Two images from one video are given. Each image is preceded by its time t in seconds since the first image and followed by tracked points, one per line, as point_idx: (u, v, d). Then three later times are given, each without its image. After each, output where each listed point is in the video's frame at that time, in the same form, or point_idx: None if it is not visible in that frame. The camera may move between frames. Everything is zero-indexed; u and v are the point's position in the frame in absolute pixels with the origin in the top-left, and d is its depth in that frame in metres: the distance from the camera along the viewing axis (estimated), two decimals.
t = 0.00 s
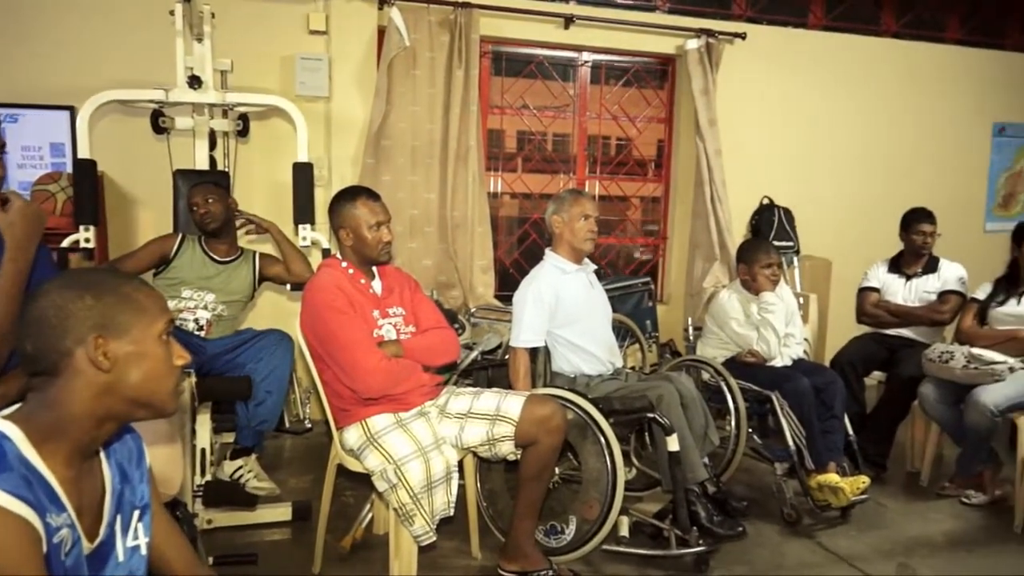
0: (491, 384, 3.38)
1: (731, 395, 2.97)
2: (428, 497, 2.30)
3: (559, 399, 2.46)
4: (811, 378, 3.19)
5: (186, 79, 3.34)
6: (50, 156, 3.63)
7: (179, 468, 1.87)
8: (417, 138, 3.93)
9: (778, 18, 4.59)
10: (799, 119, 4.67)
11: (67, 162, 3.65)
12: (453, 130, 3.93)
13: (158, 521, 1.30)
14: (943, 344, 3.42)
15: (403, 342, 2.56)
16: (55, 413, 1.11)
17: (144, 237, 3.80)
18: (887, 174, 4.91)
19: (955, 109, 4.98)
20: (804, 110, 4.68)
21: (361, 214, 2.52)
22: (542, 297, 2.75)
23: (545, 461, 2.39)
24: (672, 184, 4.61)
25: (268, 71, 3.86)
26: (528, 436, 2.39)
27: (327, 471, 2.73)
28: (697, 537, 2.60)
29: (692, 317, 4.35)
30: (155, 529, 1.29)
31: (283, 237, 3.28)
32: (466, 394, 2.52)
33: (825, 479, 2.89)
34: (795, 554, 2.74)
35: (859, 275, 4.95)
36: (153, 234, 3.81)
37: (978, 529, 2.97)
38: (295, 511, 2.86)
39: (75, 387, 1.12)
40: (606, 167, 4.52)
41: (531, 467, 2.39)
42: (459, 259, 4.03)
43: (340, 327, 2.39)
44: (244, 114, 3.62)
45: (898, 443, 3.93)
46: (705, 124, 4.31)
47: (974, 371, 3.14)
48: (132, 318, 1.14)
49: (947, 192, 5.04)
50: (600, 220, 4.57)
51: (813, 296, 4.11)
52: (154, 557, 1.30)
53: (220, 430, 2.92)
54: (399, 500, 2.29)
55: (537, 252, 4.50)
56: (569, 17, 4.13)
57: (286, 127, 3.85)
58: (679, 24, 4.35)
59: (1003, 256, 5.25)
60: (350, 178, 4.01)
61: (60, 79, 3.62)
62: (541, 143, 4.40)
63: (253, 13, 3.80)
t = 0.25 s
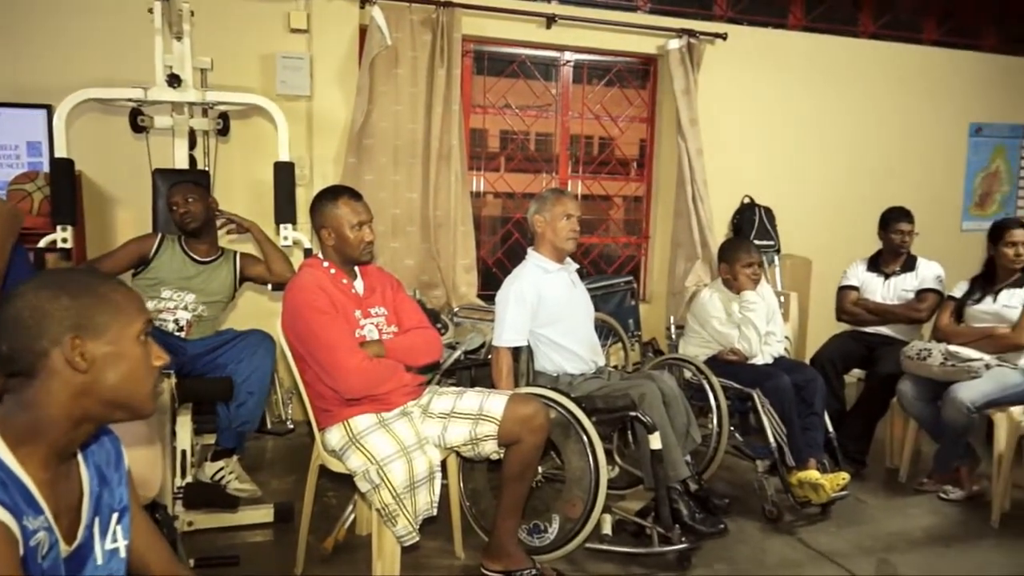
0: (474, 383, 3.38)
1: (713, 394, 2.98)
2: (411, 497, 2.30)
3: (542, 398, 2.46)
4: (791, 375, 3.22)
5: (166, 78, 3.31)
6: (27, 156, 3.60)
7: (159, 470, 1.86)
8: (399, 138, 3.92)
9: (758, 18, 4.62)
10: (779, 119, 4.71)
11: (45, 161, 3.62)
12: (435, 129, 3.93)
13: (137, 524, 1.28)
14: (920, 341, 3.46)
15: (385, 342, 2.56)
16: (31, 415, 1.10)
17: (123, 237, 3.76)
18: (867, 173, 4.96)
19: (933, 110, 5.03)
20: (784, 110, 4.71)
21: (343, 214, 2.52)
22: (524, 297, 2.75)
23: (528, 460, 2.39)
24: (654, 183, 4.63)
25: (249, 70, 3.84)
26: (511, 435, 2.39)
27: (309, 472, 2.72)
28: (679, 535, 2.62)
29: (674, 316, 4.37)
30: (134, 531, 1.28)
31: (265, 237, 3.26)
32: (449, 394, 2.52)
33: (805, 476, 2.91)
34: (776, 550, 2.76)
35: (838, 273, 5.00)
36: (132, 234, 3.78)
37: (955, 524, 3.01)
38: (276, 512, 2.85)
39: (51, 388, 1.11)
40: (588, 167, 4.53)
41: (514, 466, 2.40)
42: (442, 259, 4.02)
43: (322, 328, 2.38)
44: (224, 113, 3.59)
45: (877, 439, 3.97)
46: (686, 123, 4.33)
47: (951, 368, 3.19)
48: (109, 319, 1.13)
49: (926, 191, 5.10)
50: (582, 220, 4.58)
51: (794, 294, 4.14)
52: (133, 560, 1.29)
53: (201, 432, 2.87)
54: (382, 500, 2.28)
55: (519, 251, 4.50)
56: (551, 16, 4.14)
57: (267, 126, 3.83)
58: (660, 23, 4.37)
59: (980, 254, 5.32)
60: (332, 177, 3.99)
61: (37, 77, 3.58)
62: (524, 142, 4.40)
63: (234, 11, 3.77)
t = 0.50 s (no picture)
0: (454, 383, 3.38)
1: (691, 392, 3.00)
2: (391, 497, 2.29)
3: (521, 397, 2.46)
4: (769, 373, 3.24)
5: (140, 75, 3.27)
6: None
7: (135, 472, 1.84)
8: (377, 136, 3.90)
9: (735, 19, 4.68)
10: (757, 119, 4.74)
11: (18, 159, 3.58)
12: (414, 128, 3.91)
13: (112, 527, 1.27)
14: (895, 339, 3.51)
15: (364, 342, 2.54)
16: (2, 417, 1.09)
17: (98, 237, 3.72)
18: (843, 173, 5.01)
19: (908, 110, 5.10)
20: (762, 109, 4.74)
21: (321, 213, 2.50)
22: (504, 296, 2.75)
23: (508, 459, 2.39)
24: (633, 183, 4.65)
25: (225, 68, 3.80)
26: (491, 435, 2.39)
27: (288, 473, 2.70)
28: (658, 532, 2.63)
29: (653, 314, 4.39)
30: (110, 535, 1.26)
31: (242, 237, 3.23)
32: (429, 394, 2.51)
33: (783, 472, 2.93)
34: (754, 546, 2.79)
35: (815, 272, 5.04)
36: (107, 234, 3.73)
37: (929, 519, 3.05)
38: (254, 513, 2.83)
39: (22, 389, 1.09)
40: (567, 166, 4.54)
41: (494, 465, 2.39)
42: (421, 258, 4.01)
43: (300, 328, 2.36)
44: (200, 111, 3.53)
45: (853, 436, 4.01)
46: (665, 122, 4.35)
47: (926, 365, 3.24)
48: (81, 320, 1.12)
49: (900, 191, 5.17)
50: (561, 219, 4.58)
51: (771, 293, 4.18)
52: (109, 565, 1.27)
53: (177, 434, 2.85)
54: (361, 501, 2.27)
55: (499, 250, 4.50)
56: (530, 15, 4.14)
57: (243, 124, 3.80)
58: (638, 23, 4.39)
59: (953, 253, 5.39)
60: (310, 176, 3.97)
61: (8, 74, 3.53)
62: (503, 142, 4.40)
63: (209, 9, 3.74)
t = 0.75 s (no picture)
0: (437, 382, 3.38)
1: (673, 390, 3.02)
2: (373, 497, 2.28)
3: (504, 397, 2.46)
4: (749, 371, 3.26)
5: (118, 74, 3.24)
6: None
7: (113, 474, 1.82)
8: (358, 136, 3.88)
9: (716, 19, 4.70)
10: (738, 119, 4.77)
11: None
12: (395, 128, 3.90)
13: (90, 530, 1.26)
14: (873, 337, 3.54)
15: (345, 342, 2.53)
16: None
17: (75, 236, 3.68)
18: (822, 172, 5.05)
19: (886, 110, 5.15)
20: (742, 110, 4.77)
21: (302, 213, 2.49)
22: (486, 295, 2.75)
23: (490, 458, 2.39)
24: (615, 182, 4.66)
25: (205, 66, 3.77)
26: (474, 434, 2.39)
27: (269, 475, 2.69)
28: (640, 530, 2.64)
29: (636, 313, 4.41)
30: (88, 538, 1.25)
31: (222, 236, 3.21)
32: (411, 394, 2.50)
33: (763, 470, 2.96)
34: (735, 543, 2.81)
35: (795, 270, 5.09)
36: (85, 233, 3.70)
37: (908, 514, 3.09)
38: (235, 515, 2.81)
39: None
40: (549, 165, 4.54)
41: (476, 465, 2.39)
42: (403, 258, 4.00)
43: (281, 328, 2.35)
44: (178, 111, 3.47)
45: (832, 433, 4.05)
46: (646, 122, 4.37)
47: (903, 362, 3.26)
48: (56, 321, 1.10)
49: (879, 190, 5.22)
50: (544, 218, 4.59)
51: (752, 291, 4.20)
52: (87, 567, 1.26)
53: (157, 435, 2.83)
54: (342, 502, 2.26)
55: (482, 249, 4.49)
56: (512, 15, 4.14)
57: (223, 123, 3.77)
58: (620, 23, 4.40)
59: (931, 251, 5.45)
60: (291, 175, 3.95)
61: None
62: (485, 141, 4.40)
63: (188, 7, 3.71)
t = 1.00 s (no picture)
0: (419, 382, 3.37)
1: (655, 389, 3.03)
2: (355, 497, 2.27)
3: (486, 396, 2.45)
4: (731, 369, 3.28)
5: (95, 71, 3.20)
6: None
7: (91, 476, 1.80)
8: (340, 134, 3.86)
9: (697, 19, 4.75)
10: (718, 118, 4.79)
11: None
12: (377, 127, 3.89)
13: (68, 532, 1.24)
14: (852, 335, 3.57)
15: (326, 342, 2.52)
16: None
17: (52, 236, 3.63)
18: (802, 172, 5.09)
19: (865, 110, 5.20)
20: (723, 110, 4.80)
21: (282, 212, 2.47)
22: (468, 294, 2.75)
23: (473, 457, 2.38)
24: (597, 181, 4.68)
25: (183, 64, 3.74)
26: (456, 433, 2.38)
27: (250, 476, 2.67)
28: (623, 528, 2.65)
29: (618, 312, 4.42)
30: (65, 540, 1.24)
31: (202, 236, 3.18)
32: (393, 394, 2.50)
33: (745, 467, 2.98)
34: (716, 540, 2.82)
35: (775, 269, 5.12)
36: (62, 233, 3.65)
37: (887, 510, 3.12)
38: (215, 517, 2.79)
39: None
40: (532, 164, 4.54)
41: (459, 464, 2.39)
42: (385, 257, 3.99)
43: (261, 328, 2.33)
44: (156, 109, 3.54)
45: (813, 430, 4.08)
46: (628, 121, 4.38)
47: (882, 359, 3.29)
48: (32, 322, 1.09)
49: (858, 189, 5.27)
50: (526, 217, 4.59)
51: (733, 290, 4.23)
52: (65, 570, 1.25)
53: (135, 437, 2.81)
54: (324, 502, 2.25)
55: (464, 248, 4.49)
56: (493, 14, 4.14)
57: (202, 121, 3.74)
58: (601, 22, 4.41)
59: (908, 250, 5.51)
60: (271, 175, 3.92)
61: None
62: (467, 140, 4.39)
63: (167, 4, 3.67)
